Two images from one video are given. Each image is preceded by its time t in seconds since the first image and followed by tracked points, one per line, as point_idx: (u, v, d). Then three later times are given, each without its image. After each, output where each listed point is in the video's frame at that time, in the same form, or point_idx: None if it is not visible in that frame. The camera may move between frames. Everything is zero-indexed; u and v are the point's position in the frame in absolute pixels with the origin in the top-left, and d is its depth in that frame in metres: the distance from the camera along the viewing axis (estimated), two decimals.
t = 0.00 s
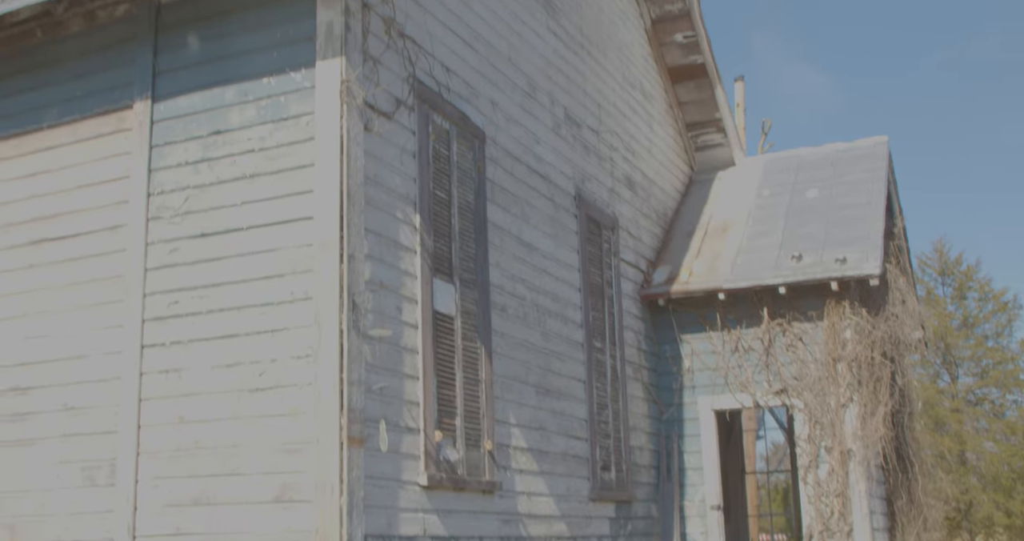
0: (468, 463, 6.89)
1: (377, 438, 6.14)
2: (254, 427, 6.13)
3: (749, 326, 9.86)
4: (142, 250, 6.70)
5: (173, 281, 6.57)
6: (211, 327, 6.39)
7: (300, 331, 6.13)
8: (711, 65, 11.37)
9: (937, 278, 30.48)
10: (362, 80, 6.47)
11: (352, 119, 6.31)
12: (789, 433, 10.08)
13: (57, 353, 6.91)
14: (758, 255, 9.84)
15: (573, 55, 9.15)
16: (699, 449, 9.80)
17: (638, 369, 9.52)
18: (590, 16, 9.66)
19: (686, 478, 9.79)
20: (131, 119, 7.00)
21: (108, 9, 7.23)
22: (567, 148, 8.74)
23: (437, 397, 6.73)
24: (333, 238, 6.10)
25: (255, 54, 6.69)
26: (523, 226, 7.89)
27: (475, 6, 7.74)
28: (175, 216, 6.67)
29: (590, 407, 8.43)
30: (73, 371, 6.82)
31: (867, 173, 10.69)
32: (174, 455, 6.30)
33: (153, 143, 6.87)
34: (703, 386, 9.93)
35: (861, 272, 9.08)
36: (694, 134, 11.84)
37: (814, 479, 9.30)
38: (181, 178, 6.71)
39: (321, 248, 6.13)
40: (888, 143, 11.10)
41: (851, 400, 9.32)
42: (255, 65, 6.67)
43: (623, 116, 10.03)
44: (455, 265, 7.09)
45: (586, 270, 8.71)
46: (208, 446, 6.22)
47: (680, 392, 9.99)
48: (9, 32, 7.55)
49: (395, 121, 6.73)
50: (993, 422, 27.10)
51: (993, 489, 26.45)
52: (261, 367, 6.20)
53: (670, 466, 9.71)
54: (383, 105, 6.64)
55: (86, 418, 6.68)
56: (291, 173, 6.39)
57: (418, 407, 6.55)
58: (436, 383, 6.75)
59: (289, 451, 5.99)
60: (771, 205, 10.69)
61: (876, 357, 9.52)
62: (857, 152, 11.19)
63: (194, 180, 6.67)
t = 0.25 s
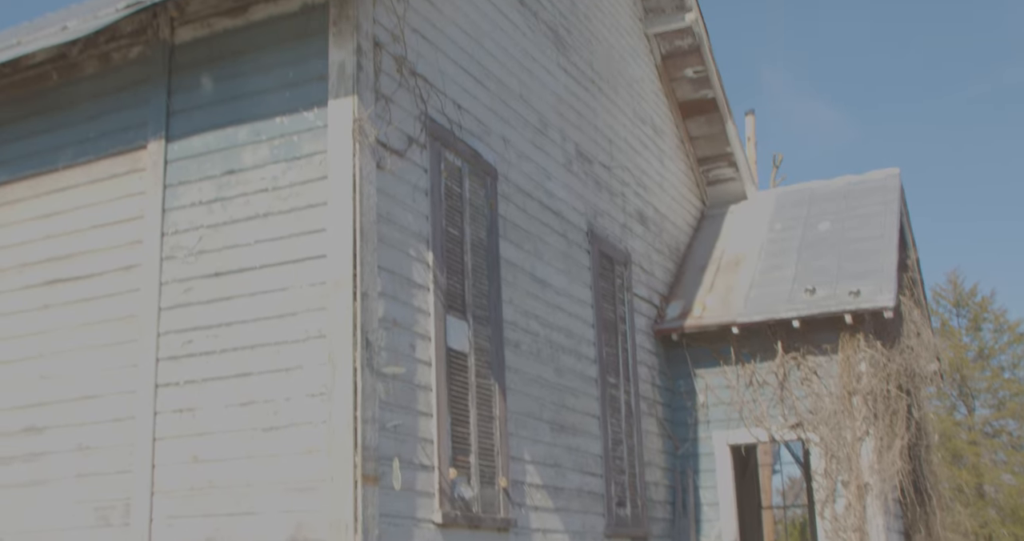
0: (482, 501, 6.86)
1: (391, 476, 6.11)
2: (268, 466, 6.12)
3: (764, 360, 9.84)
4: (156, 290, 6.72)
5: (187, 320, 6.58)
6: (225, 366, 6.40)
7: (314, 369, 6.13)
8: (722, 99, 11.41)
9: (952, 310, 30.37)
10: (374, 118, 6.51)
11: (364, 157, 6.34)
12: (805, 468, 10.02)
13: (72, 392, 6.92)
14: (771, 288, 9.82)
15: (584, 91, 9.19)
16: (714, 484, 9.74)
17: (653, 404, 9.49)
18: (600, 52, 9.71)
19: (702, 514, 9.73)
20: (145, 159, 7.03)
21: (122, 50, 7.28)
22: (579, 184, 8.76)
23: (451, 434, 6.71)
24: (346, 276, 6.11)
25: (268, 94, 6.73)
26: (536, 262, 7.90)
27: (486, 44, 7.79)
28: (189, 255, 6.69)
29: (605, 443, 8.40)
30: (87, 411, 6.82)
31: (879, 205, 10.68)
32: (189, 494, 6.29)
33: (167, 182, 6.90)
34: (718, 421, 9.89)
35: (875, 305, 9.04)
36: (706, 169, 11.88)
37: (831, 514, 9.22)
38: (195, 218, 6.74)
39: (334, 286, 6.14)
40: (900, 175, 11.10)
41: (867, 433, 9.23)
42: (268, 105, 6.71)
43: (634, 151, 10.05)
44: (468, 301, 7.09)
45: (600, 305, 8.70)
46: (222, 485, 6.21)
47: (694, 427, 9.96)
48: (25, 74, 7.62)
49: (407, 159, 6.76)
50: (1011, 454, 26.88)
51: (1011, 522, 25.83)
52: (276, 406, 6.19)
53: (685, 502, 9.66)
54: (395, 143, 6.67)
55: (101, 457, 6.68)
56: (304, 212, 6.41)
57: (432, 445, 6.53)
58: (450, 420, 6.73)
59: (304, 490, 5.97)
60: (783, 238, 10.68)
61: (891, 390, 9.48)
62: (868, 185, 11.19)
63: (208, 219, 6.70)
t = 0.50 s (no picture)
0: (495, 519, 6.85)
1: (404, 494, 6.11)
2: (280, 485, 6.13)
3: (776, 377, 9.81)
4: (168, 309, 6.74)
5: (199, 340, 6.60)
6: (237, 385, 6.41)
7: (326, 388, 6.14)
8: (731, 116, 11.37)
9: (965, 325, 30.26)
10: (385, 137, 6.54)
11: (375, 176, 6.36)
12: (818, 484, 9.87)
13: (85, 412, 6.93)
14: (782, 305, 9.81)
15: (594, 109, 9.22)
16: (727, 501, 9.71)
17: (665, 421, 9.48)
18: (609, 69, 9.74)
19: (715, 530, 9.69)
20: (157, 180, 7.05)
21: (133, 72, 7.31)
22: (590, 201, 8.77)
23: (463, 452, 6.71)
24: (358, 294, 6.12)
25: (279, 113, 6.76)
26: (547, 279, 7.91)
27: (496, 63, 7.82)
28: (200, 274, 6.72)
29: (617, 460, 8.38)
30: (100, 430, 6.83)
31: (890, 220, 10.68)
32: (201, 513, 6.30)
33: (178, 203, 6.93)
34: (731, 437, 9.86)
35: (887, 320, 9.02)
36: (716, 186, 11.81)
37: (845, 530, 9.17)
38: (206, 238, 6.77)
39: (346, 304, 6.16)
40: (910, 190, 11.11)
41: (881, 449, 9.19)
42: (279, 125, 6.73)
43: (645, 167, 10.06)
44: (479, 319, 7.10)
45: (611, 322, 8.70)
46: (234, 504, 6.23)
47: (707, 443, 9.93)
48: (37, 96, 7.63)
49: (418, 178, 6.78)
50: None
51: None
52: (287, 424, 6.21)
53: (698, 518, 9.64)
54: (406, 161, 6.69)
55: (113, 477, 6.69)
56: (315, 231, 6.44)
57: (444, 463, 6.53)
58: (463, 438, 6.73)
59: (316, 509, 5.98)
60: (795, 254, 10.67)
61: (904, 405, 9.39)
62: (879, 200, 11.20)
63: (219, 239, 6.73)
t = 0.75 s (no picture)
0: (519, 528, 6.84)
1: (427, 504, 6.11)
2: (305, 496, 6.14)
3: (800, 385, 9.76)
4: (192, 321, 6.77)
5: (223, 351, 6.63)
6: (261, 396, 6.43)
7: (350, 399, 6.15)
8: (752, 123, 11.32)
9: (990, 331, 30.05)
10: (406, 148, 6.55)
11: (397, 187, 6.38)
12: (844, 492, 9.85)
13: (110, 423, 6.94)
14: (806, 312, 9.77)
15: (615, 117, 9.22)
16: (752, 509, 9.66)
17: (688, 430, 9.44)
18: (630, 78, 9.74)
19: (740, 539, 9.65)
20: (180, 192, 7.08)
21: (156, 85, 7.34)
22: (611, 210, 8.76)
23: (486, 462, 6.71)
24: (380, 305, 6.14)
25: (301, 125, 6.78)
26: (569, 288, 7.90)
27: (517, 73, 7.83)
28: (224, 286, 6.74)
29: (641, 469, 8.36)
30: (124, 442, 6.84)
31: (914, 226, 10.62)
32: (226, 524, 6.31)
33: (201, 215, 6.96)
34: (755, 445, 9.83)
35: (912, 326, 8.97)
36: (739, 193, 11.80)
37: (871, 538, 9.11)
38: (230, 249, 6.80)
39: (369, 315, 6.17)
40: (933, 196, 11.05)
41: (906, 456, 9.13)
42: (301, 137, 6.75)
43: (666, 175, 10.05)
44: (502, 329, 7.10)
45: (634, 331, 8.68)
46: (259, 515, 6.24)
47: (731, 451, 9.90)
48: (60, 110, 7.64)
49: (439, 188, 6.79)
50: None
51: None
52: (311, 435, 6.22)
53: (723, 527, 9.60)
54: (427, 172, 6.70)
55: (138, 488, 6.71)
56: (337, 242, 6.45)
57: (468, 473, 6.53)
58: (486, 448, 6.73)
59: (340, 519, 5.98)
60: (818, 261, 10.62)
61: (930, 412, 9.32)
62: (902, 206, 11.14)
63: (242, 251, 6.75)
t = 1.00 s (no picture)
0: None
1: (452, 517, 6.10)
2: (329, 508, 6.15)
3: (825, 395, 9.71)
4: (217, 335, 6.80)
5: (247, 365, 6.65)
6: (285, 409, 6.45)
7: (373, 412, 6.16)
8: (774, 132, 11.29)
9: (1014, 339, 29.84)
10: (428, 161, 6.57)
11: (418, 201, 6.40)
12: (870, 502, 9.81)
13: (136, 438, 6.95)
14: (830, 321, 9.73)
15: (636, 128, 9.22)
16: (778, 520, 9.60)
17: (713, 440, 9.41)
18: (650, 88, 9.74)
19: None
20: (204, 208, 7.10)
21: (179, 101, 7.38)
22: (633, 220, 8.76)
23: (510, 474, 6.70)
24: (403, 318, 6.15)
25: (323, 139, 6.80)
26: (592, 300, 7.89)
27: (537, 85, 7.85)
28: (248, 300, 6.77)
29: (666, 480, 8.33)
30: (151, 456, 6.86)
31: (938, 234, 10.57)
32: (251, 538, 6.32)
33: (225, 230, 6.98)
34: (779, 455, 9.79)
35: (937, 334, 8.92)
36: (761, 203, 11.78)
37: None
38: (253, 264, 6.82)
39: (391, 328, 6.18)
40: (957, 203, 11.00)
41: (933, 466, 9.08)
42: (324, 151, 6.78)
43: (688, 186, 10.03)
44: (524, 341, 7.10)
45: (657, 342, 8.66)
46: (284, 529, 6.24)
47: (756, 462, 9.86)
48: (84, 127, 7.66)
49: (461, 201, 6.80)
50: None
51: None
52: (335, 448, 6.23)
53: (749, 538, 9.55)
54: (449, 185, 6.72)
55: (163, 503, 6.73)
56: (360, 256, 6.47)
57: (492, 485, 6.52)
58: (510, 461, 6.72)
59: (365, 533, 5.99)
60: (841, 270, 10.58)
61: (956, 421, 9.26)
62: (925, 214, 11.09)
63: (265, 265, 6.78)
